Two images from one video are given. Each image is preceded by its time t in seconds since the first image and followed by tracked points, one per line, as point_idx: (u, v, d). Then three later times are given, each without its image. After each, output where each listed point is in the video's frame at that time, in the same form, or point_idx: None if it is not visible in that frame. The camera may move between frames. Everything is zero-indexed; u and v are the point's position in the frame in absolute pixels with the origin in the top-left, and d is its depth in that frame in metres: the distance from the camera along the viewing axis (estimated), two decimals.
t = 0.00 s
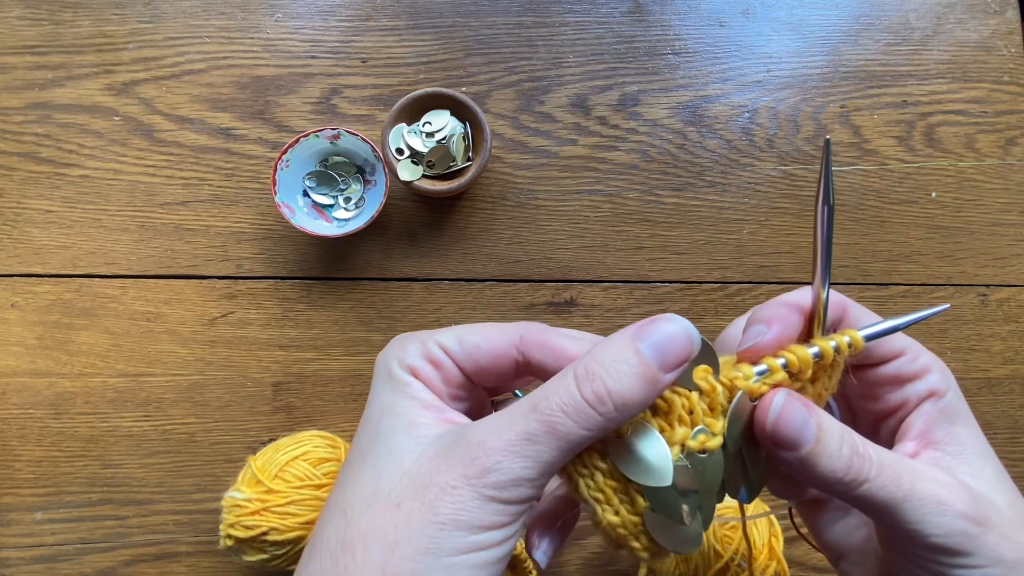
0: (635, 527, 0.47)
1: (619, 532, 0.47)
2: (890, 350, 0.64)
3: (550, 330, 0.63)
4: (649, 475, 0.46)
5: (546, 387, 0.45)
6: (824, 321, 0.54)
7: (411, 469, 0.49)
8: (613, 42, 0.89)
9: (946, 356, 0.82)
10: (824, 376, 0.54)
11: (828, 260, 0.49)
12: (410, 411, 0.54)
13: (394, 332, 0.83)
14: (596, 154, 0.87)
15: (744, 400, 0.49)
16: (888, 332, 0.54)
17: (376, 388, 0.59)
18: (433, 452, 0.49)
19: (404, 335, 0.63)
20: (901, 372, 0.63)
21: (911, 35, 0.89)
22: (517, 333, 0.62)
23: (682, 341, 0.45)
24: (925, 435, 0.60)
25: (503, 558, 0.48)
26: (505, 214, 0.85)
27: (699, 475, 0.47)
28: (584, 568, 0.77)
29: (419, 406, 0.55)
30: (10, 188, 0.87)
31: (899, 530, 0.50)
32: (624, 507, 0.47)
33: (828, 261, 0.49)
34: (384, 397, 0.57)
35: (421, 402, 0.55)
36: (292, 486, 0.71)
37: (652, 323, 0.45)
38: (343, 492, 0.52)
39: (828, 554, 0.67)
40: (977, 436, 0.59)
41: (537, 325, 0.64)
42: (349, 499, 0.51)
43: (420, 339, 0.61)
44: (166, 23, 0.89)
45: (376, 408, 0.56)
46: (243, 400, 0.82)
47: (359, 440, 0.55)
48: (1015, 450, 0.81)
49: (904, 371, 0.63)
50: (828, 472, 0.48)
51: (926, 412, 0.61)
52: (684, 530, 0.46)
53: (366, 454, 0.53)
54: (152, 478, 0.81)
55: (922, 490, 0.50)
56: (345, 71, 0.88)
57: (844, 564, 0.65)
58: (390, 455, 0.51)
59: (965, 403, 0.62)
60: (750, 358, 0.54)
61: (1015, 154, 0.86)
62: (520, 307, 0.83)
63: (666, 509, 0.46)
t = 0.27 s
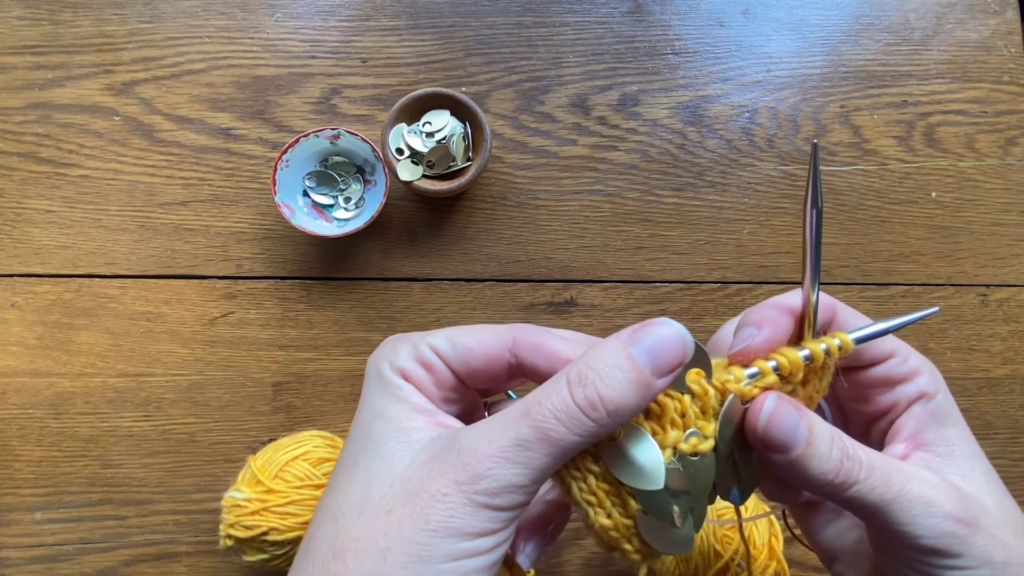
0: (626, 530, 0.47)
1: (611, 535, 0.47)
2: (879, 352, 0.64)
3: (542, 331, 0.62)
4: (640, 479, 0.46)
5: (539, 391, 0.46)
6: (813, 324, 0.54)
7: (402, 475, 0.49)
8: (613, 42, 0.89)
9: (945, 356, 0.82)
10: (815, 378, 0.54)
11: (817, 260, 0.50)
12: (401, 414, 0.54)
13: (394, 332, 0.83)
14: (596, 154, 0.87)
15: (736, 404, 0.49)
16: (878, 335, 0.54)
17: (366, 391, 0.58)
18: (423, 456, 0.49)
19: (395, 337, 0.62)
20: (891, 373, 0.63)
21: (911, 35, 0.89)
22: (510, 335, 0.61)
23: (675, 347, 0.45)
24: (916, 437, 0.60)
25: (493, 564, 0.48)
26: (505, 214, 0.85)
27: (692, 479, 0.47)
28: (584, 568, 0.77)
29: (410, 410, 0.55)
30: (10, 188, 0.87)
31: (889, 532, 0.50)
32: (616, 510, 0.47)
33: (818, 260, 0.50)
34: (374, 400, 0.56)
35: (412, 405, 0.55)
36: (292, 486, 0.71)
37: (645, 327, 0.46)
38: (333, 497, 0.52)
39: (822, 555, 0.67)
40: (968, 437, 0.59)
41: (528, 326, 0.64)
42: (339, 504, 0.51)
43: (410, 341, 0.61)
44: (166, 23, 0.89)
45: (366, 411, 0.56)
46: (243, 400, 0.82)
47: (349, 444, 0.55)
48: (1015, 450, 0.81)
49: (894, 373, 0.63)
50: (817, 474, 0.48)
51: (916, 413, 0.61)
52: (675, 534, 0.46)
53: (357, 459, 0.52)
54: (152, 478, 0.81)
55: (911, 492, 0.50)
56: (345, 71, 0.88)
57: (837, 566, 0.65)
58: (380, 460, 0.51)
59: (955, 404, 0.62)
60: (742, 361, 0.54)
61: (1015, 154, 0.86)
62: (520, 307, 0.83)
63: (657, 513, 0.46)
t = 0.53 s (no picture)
0: (623, 531, 0.47)
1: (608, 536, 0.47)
2: (879, 353, 0.64)
3: (539, 330, 0.63)
4: (636, 478, 0.46)
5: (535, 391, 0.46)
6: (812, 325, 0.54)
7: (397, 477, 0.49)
8: (613, 42, 0.89)
9: (945, 356, 0.82)
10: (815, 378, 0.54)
11: (817, 260, 0.49)
12: (396, 416, 0.54)
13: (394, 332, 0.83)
14: (596, 154, 0.87)
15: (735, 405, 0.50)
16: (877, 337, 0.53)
17: (362, 392, 0.58)
18: (419, 459, 0.49)
19: (390, 336, 0.62)
20: (891, 374, 0.63)
21: (911, 35, 0.89)
22: (507, 334, 0.61)
23: (674, 349, 0.45)
24: (916, 438, 0.60)
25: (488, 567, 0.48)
26: (505, 214, 0.85)
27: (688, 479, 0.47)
28: (584, 568, 0.77)
29: (407, 412, 0.55)
30: (10, 188, 0.87)
31: (890, 534, 0.50)
32: (613, 511, 0.47)
33: (817, 261, 0.49)
34: (369, 401, 0.56)
35: (409, 407, 0.55)
36: (292, 486, 0.71)
37: (642, 328, 0.45)
38: (327, 500, 0.51)
39: (822, 557, 0.67)
40: (969, 438, 0.59)
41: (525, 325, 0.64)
42: (334, 507, 0.50)
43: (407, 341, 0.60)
44: (166, 23, 0.89)
45: (361, 413, 0.56)
46: (243, 400, 0.82)
47: (343, 446, 0.54)
48: (1015, 451, 0.81)
49: (894, 374, 0.63)
50: (818, 476, 0.48)
51: (917, 415, 0.61)
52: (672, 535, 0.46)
53: (351, 461, 0.52)
54: (152, 478, 0.81)
55: (912, 493, 0.50)
56: (345, 71, 0.88)
57: (838, 568, 0.65)
58: (374, 463, 0.51)
59: (956, 405, 0.62)
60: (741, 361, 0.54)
61: (1015, 154, 0.86)
62: (520, 307, 0.83)
63: (653, 513, 0.46)
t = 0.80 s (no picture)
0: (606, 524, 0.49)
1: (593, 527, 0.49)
2: (872, 356, 0.64)
3: (534, 326, 0.57)
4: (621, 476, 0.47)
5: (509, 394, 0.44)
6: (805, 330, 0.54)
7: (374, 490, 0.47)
8: (613, 42, 0.89)
9: (945, 356, 0.82)
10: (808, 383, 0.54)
11: (807, 265, 0.50)
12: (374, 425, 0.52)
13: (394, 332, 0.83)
14: (596, 154, 0.87)
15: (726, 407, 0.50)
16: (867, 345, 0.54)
17: (340, 398, 0.56)
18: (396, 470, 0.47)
19: (369, 336, 0.60)
20: (884, 378, 0.63)
21: (911, 35, 0.89)
22: (496, 333, 0.57)
23: (650, 340, 0.42)
24: (909, 442, 0.60)
25: None
26: (505, 214, 0.85)
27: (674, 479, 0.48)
28: (584, 568, 0.77)
29: (387, 420, 0.52)
30: (10, 188, 0.87)
31: (881, 536, 0.50)
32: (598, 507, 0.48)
33: (808, 264, 0.50)
34: (349, 408, 0.54)
35: (390, 413, 0.53)
36: (292, 486, 0.71)
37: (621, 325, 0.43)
38: (304, 512, 0.50)
39: (818, 561, 0.67)
40: (961, 442, 0.59)
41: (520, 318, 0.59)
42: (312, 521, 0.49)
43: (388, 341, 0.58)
44: (166, 23, 0.89)
45: (338, 421, 0.54)
46: (243, 400, 0.82)
47: (320, 456, 0.52)
48: (1015, 451, 0.81)
49: (886, 378, 0.63)
50: (809, 478, 0.48)
51: (909, 419, 0.61)
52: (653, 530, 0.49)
53: (329, 472, 0.50)
54: (152, 478, 0.81)
55: (903, 496, 0.50)
56: (345, 71, 0.88)
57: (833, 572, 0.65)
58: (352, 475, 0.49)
59: (948, 409, 0.62)
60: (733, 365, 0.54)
61: (1015, 154, 0.86)
62: (520, 308, 0.83)
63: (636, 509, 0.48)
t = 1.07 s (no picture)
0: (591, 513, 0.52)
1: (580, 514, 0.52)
2: (868, 361, 0.64)
3: (534, 301, 0.64)
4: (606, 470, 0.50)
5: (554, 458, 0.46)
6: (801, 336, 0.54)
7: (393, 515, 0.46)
8: (613, 42, 0.89)
9: (945, 356, 0.82)
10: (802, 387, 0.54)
11: (802, 267, 0.50)
12: (391, 441, 0.51)
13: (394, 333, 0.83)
14: (596, 154, 0.87)
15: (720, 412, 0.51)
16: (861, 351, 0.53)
17: (346, 400, 0.54)
18: (417, 499, 0.47)
19: (369, 335, 0.59)
20: (880, 383, 0.63)
21: (910, 35, 0.89)
22: (505, 310, 0.62)
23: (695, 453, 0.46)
24: (905, 445, 0.59)
25: None
26: (505, 214, 0.85)
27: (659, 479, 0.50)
28: (584, 568, 0.77)
29: (405, 430, 0.51)
30: (10, 188, 0.87)
31: (878, 537, 0.50)
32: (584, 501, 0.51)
33: (803, 263, 0.50)
34: (359, 414, 0.53)
35: (408, 426, 0.52)
36: (292, 486, 0.71)
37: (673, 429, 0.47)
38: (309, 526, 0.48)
39: (816, 565, 0.67)
40: (959, 445, 0.59)
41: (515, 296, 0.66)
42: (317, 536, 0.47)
43: (392, 337, 0.58)
44: (166, 23, 0.89)
45: (348, 427, 0.52)
46: (243, 400, 0.82)
47: (328, 464, 0.51)
48: (1015, 451, 0.81)
49: (882, 382, 0.63)
50: (806, 478, 0.48)
51: (906, 423, 0.61)
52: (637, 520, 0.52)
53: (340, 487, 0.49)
54: (152, 478, 0.81)
55: (900, 498, 0.50)
56: (345, 71, 0.88)
57: None
58: (368, 496, 0.48)
59: (946, 412, 0.62)
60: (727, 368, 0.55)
61: (1015, 154, 0.86)
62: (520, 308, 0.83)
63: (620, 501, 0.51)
